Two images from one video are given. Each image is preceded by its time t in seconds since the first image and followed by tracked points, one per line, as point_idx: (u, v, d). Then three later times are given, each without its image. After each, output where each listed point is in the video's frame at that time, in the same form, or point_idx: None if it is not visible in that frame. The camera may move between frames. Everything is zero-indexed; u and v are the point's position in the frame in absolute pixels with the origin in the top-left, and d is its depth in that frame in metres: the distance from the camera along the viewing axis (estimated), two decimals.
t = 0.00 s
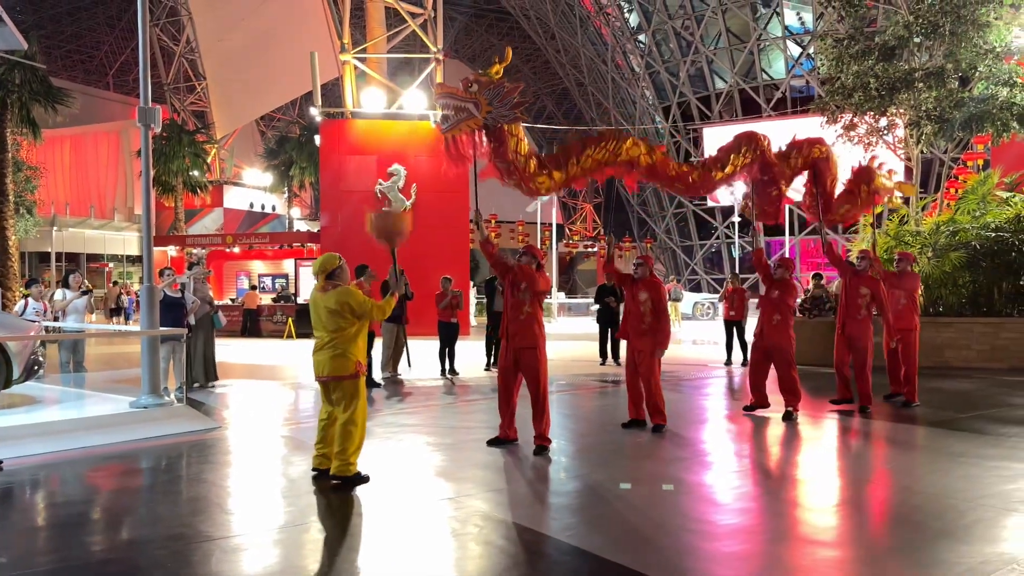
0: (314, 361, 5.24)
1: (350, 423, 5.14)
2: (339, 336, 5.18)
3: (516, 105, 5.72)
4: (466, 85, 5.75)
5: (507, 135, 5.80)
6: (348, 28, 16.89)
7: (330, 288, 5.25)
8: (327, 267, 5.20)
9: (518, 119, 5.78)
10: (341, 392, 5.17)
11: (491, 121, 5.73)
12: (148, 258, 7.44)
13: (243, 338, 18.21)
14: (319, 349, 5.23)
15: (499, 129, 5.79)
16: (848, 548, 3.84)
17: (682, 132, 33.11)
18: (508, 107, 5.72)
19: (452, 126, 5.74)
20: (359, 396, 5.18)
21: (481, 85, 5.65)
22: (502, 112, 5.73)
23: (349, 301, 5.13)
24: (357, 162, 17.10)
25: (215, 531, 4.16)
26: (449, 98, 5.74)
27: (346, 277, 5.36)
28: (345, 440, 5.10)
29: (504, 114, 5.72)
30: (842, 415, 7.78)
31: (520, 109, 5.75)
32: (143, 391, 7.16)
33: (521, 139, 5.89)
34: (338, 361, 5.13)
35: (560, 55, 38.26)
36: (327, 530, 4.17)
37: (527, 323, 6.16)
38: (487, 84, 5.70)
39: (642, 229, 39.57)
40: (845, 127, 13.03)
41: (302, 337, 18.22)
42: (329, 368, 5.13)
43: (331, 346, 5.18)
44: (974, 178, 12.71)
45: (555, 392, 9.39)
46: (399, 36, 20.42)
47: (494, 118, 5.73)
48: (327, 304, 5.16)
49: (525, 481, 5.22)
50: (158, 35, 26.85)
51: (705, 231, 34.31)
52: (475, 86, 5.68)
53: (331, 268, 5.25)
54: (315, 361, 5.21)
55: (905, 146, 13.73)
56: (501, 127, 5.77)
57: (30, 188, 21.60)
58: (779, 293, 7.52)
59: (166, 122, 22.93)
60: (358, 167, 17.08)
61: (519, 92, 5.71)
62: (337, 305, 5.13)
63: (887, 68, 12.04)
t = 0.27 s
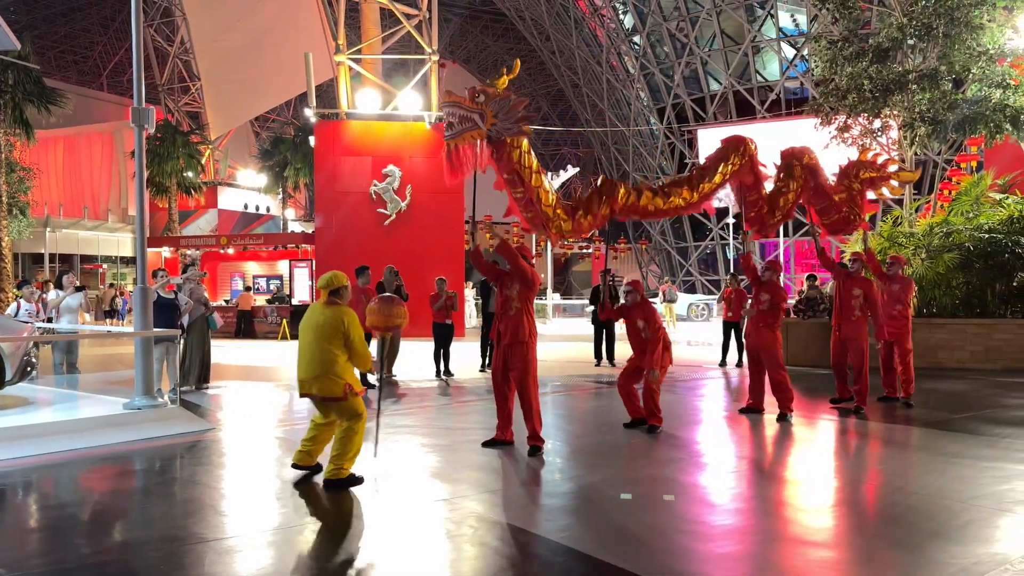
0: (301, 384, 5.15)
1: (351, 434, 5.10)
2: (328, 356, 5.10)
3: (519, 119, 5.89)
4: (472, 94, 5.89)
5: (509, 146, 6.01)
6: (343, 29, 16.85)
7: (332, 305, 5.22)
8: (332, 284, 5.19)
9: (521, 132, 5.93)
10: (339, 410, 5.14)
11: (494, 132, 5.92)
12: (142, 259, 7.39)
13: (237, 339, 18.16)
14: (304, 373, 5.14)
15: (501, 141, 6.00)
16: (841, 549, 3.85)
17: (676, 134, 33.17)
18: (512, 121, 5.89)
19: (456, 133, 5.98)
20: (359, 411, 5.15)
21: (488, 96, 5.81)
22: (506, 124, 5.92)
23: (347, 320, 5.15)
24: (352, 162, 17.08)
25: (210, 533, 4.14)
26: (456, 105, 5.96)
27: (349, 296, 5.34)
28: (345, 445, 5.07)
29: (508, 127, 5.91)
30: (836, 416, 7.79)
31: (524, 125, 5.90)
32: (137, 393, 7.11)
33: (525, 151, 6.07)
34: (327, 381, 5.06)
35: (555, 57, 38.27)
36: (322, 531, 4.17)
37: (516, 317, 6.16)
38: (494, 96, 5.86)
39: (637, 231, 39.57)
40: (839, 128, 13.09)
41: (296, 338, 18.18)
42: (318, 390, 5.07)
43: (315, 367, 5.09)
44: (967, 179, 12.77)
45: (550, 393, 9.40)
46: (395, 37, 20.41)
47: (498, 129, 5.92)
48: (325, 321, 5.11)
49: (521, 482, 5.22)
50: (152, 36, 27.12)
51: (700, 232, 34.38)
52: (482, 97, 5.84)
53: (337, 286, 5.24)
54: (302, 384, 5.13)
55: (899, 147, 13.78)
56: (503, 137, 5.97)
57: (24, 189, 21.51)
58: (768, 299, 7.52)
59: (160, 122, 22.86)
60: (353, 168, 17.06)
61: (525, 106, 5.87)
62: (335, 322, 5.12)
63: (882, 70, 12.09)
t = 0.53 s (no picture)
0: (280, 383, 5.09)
1: (338, 433, 5.05)
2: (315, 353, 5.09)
3: (525, 182, 5.49)
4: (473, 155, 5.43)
5: (518, 208, 5.59)
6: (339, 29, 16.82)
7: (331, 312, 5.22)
8: (337, 293, 5.22)
9: (528, 194, 5.53)
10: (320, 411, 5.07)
11: (498, 196, 5.47)
12: (138, 260, 7.38)
13: (234, 340, 18.14)
14: (285, 374, 5.09)
15: (508, 203, 5.54)
16: (837, 549, 3.85)
17: (673, 135, 33.16)
18: (516, 183, 5.47)
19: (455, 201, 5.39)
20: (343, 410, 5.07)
21: (493, 159, 5.44)
22: (510, 187, 5.49)
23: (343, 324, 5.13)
24: (349, 162, 17.08)
25: (206, 534, 4.13)
26: (456, 169, 5.38)
27: (350, 308, 5.35)
28: (338, 443, 5.05)
29: (512, 190, 5.48)
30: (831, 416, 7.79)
31: (531, 186, 5.52)
32: (133, 393, 7.12)
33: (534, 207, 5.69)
34: (310, 378, 5.02)
35: (551, 57, 38.24)
36: (318, 532, 4.15)
37: (526, 337, 6.13)
38: (499, 158, 5.48)
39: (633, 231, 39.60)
40: (835, 129, 13.12)
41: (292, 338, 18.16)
42: (296, 388, 5.01)
43: (297, 363, 5.07)
44: (963, 179, 12.82)
45: (547, 394, 9.40)
46: (391, 37, 20.40)
47: (501, 193, 5.48)
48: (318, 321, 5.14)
49: (517, 482, 5.22)
50: (148, 37, 26.95)
51: (697, 232, 34.42)
52: (485, 159, 5.44)
53: (341, 297, 5.26)
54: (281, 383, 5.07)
55: (895, 148, 13.81)
56: (508, 200, 5.52)
57: (20, 189, 21.45)
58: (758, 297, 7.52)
59: (156, 122, 22.80)
60: (349, 168, 17.05)
61: (528, 169, 5.51)
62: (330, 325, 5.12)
63: (878, 71, 12.12)
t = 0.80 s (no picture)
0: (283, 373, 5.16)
1: (336, 427, 5.08)
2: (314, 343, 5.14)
3: (529, 243, 5.51)
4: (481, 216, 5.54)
5: (525, 268, 5.60)
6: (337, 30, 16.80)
7: (320, 297, 5.28)
8: (322, 276, 5.30)
9: (533, 256, 5.56)
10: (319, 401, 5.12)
11: (504, 256, 5.50)
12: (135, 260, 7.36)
13: (232, 340, 18.13)
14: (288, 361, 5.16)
15: (515, 264, 5.57)
16: (833, 550, 3.85)
17: (671, 135, 33.26)
18: (522, 244, 5.50)
19: (463, 260, 5.55)
20: (340, 403, 5.12)
21: (499, 220, 5.50)
22: (516, 248, 5.50)
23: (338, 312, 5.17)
24: (347, 163, 17.07)
25: (204, 534, 4.13)
26: (462, 230, 5.56)
27: (336, 290, 5.43)
28: (336, 437, 5.06)
29: (519, 251, 5.50)
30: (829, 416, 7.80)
31: (535, 248, 5.55)
32: (130, 393, 7.09)
33: (544, 265, 5.67)
34: (313, 368, 5.08)
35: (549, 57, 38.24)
36: (316, 532, 4.15)
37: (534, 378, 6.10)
38: (504, 219, 5.51)
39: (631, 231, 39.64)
40: (832, 129, 13.14)
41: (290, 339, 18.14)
42: (300, 377, 5.06)
43: (299, 354, 5.13)
44: (961, 179, 12.86)
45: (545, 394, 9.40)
46: (389, 37, 20.40)
47: (506, 253, 5.50)
48: (311, 307, 5.19)
49: (516, 483, 5.22)
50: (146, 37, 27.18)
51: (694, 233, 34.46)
52: (492, 220, 5.51)
53: (326, 279, 5.34)
54: (285, 373, 5.14)
55: (892, 148, 13.84)
56: (515, 261, 5.53)
57: (17, 190, 21.40)
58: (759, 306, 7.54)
59: (153, 123, 22.76)
60: (347, 168, 17.04)
61: (534, 229, 5.54)
62: (325, 312, 5.17)
63: (875, 71, 12.14)
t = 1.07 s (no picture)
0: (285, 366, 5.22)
1: (334, 421, 5.08)
2: (311, 336, 5.16)
3: (535, 270, 6.12)
4: (488, 246, 6.15)
5: (531, 294, 6.16)
6: (334, 30, 16.78)
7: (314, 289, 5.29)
8: (313, 267, 5.29)
9: (539, 281, 6.14)
10: (316, 393, 5.12)
11: (511, 283, 6.09)
12: (132, 260, 7.33)
13: (229, 340, 18.12)
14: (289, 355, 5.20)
15: (522, 290, 6.16)
16: (831, 549, 3.85)
17: (668, 135, 33.35)
18: (528, 271, 6.11)
19: (473, 290, 6.08)
20: (335, 397, 5.14)
21: (505, 249, 6.10)
22: (521, 275, 6.11)
23: (329, 300, 5.14)
24: (345, 163, 17.05)
25: (201, 535, 4.11)
26: (471, 258, 6.09)
27: (330, 281, 5.42)
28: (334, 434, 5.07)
29: (524, 278, 6.10)
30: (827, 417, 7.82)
31: (540, 275, 6.14)
32: (128, 394, 7.06)
33: (549, 294, 6.21)
34: (312, 360, 5.12)
35: (547, 57, 38.23)
36: (313, 533, 4.14)
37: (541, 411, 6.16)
38: (511, 248, 6.11)
39: (629, 232, 39.66)
40: (830, 129, 13.15)
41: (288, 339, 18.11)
42: (298, 371, 5.11)
43: (298, 347, 5.17)
44: (957, 179, 12.90)
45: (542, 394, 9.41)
46: (386, 37, 20.39)
47: (513, 280, 6.10)
48: (305, 300, 5.19)
49: (512, 483, 5.21)
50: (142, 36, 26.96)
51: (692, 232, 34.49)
52: (499, 250, 6.12)
53: (317, 270, 5.33)
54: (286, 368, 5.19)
55: (889, 148, 13.86)
56: (521, 288, 6.14)
57: (14, 190, 21.32)
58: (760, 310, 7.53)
59: (151, 123, 22.71)
60: (345, 169, 17.03)
61: (540, 257, 6.13)
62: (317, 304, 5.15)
63: (872, 72, 12.17)
